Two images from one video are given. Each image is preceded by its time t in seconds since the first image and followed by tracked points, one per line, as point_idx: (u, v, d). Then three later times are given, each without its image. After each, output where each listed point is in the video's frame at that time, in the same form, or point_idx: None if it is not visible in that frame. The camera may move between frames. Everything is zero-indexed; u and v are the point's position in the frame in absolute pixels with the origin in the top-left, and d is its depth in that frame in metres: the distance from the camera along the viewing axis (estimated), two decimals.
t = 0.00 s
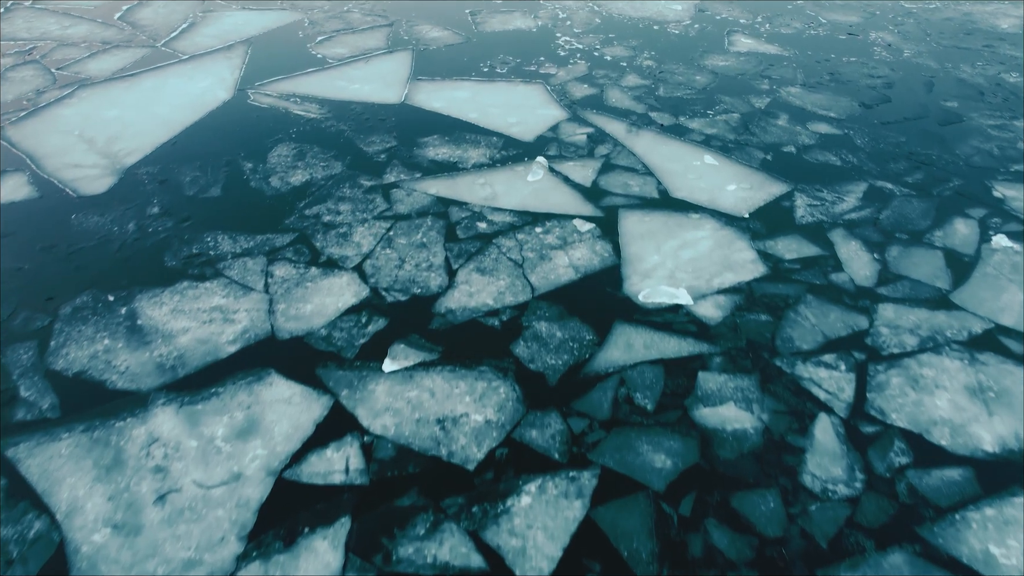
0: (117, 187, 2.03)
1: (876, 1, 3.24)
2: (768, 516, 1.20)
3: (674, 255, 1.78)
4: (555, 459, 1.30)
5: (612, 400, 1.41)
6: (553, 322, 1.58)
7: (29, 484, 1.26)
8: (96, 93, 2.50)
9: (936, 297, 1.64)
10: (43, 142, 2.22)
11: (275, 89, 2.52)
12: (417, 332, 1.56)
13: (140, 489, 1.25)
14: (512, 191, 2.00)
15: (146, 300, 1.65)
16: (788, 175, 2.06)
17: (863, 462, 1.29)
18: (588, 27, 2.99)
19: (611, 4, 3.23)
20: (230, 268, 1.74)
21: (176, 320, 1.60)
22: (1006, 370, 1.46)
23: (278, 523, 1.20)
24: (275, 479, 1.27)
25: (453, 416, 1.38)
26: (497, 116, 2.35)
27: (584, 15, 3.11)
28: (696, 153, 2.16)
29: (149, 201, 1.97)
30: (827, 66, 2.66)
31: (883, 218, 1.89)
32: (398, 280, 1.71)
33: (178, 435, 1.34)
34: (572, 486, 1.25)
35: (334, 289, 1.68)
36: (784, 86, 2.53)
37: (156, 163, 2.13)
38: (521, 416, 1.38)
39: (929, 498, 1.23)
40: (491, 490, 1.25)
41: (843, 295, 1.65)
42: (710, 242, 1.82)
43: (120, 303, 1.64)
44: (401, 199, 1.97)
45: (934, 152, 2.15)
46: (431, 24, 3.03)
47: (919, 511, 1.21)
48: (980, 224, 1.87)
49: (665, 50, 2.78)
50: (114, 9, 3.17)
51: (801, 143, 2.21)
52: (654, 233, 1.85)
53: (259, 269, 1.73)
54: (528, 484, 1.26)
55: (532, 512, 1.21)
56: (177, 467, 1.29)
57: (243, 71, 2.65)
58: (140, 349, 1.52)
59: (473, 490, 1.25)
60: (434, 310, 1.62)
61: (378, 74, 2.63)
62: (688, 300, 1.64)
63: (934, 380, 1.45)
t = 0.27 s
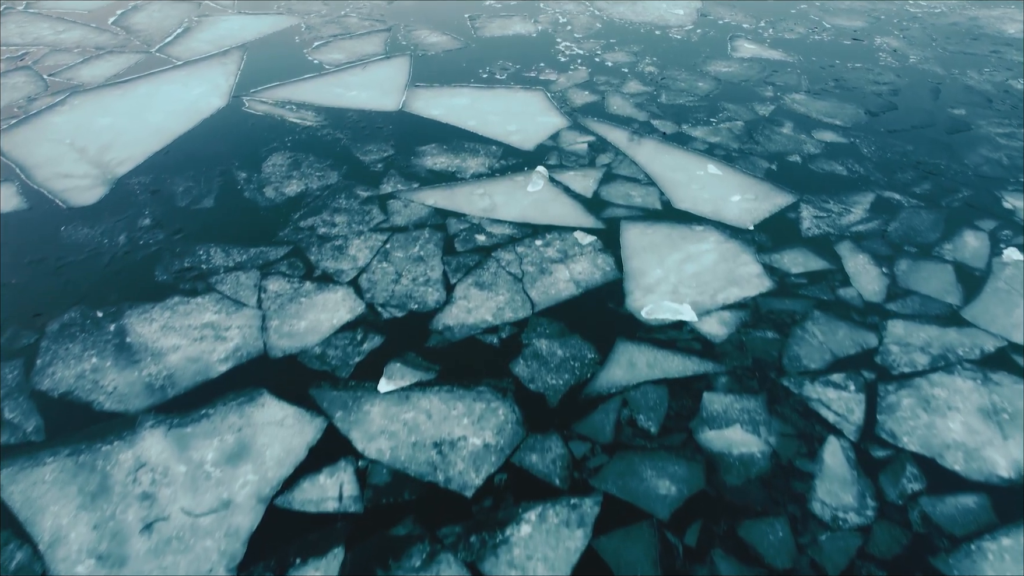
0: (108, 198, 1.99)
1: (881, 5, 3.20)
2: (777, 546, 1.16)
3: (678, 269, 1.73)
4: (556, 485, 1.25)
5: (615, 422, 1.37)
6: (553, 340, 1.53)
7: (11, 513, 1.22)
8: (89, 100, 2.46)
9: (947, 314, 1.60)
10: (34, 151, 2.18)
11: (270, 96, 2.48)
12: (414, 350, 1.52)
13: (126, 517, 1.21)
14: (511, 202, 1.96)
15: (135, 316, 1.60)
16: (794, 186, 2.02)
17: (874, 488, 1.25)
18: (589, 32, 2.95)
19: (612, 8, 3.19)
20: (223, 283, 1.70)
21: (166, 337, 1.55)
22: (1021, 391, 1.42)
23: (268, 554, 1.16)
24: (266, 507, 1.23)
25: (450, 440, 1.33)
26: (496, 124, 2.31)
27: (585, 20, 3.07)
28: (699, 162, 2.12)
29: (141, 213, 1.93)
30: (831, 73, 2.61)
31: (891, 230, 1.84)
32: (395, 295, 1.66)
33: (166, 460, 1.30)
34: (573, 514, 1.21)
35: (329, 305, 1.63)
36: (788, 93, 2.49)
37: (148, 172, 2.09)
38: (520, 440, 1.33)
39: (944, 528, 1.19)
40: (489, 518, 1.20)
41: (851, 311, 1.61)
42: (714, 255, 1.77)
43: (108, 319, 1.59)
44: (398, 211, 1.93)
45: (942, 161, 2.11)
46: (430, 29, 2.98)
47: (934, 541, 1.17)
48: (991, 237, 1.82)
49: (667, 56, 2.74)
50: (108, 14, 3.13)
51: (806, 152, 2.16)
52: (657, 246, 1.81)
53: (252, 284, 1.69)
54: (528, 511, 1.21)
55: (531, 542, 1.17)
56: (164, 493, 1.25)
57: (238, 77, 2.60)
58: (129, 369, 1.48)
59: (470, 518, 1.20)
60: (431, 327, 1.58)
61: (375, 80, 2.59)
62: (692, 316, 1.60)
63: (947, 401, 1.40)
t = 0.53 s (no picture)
0: (100, 207, 1.95)
1: (885, 9, 3.16)
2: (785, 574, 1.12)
3: (681, 282, 1.70)
4: (557, 509, 1.22)
5: (617, 442, 1.33)
6: (554, 356, 1.50)
7: None
8: (82, 106, 2.42)
9: (957, 328, 1.56)
10: (25, 159, 2.14)
11: (266, 102, 2.44)
12: (411, 366, 1.48)
13: (113, 543, 1.17)
14: (511, 212, 1.92)
15: (126, 331, 1.57)
16: (799, 195, 1.98)
17: (885, 512, 1.21)
18: (589, 37, 2.91)
19: (613, 12, 3.15)
20: (215, 296, 1.66)
21: (157, 353, 1.52)
22: None
23: None
24: (258, 532, 1.19)
25: (448, 461, 1.30)
26: (496, 131, 2.27)
27: (585, 24, 3.03)
28: (702, 171, 2.08)
29: (133, 223, 1.89)
30: (836, 78, 2.57)
31: (898, 241, 1.81)
32: (392, 308, 1.63)
33: (156, 482, 1.26)
34: (575, 540, 1.17)
35: (324, 319, 1.60)
36: (792, 99, 2.45)
37: (141, 181, 2.05)
38: (520, 461, 1.30)
39: (957, 554, 1.15)
40: (488, 544, 1.17)
41: (859, 325, 1.57)
42: (717, 267, 1.74)
43: (98, 334, 1.56)
44: (396, 221, 1.89)
45: (949, 170, 2.07)
46: (428, 33, 2.95)
47: (947, 568, 1.13)
48: (1000, 248, 1.79)
49: (669, 61, 2.70)
50: (103, 18, 3.09)
51: (810, 160, 2.13)
52: (660, 257, 1.77)
53: (246, 297, 1.65)
54: (528, 537, 1.18)
55: (531, 569, 1.13)
56: (153, 517, 1.21)
57: (233, 83, 2.57)
58: (118, 386, 1.44)
59: (469, 544, 1.16)
60: (429, 342, 1.54)
61: (373, 86, 2.55)
62: (696, 331, 1.56)
63: (958, 420, 1.37)
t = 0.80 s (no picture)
0: (92, 217, 1.91)
1: (890, 13, 3.12)
2: None
3: (684, 295, 1.66)
4: (557, 534, 1.18)
5: (620, 463, 1.29)
6: (554, 373, 1.46)
7: None
8: (75, 112, 2.38)
9: (967, 344, 1.53)
10: (16, 167, 2.10)
11: (262, 108, 2.41)
12: (408, 383, 1.45)
13: (99, 571, 1.14)
14: (511, 222, 1.89)
15: (116, 346, 1.53)
16: (803, 204, 1.94)
17: (895, 538, 1.17)
18: (590, 41, 2.87)
19: (614, 16, 3.12)
20: (208, 309, 1.62)
21: (148, 369, 1.48)
22: None
23: None
24: (249, 559, 1.15)
25: (445, 483, 1.26)
26: (495, 138, 2.23)
27: (586, 28, 2.99)
28: (705, 179, 2.05)
29: (125, 234, 1.85)
30: (840, 84, 2.54)
31: (906, 253, 1.77)
32: (388, 323, 1.59)
33: (144, 505, 1.23)
34: (576, 567, 1.13)
35: (319, 334, 1.56)
36: (796, 105, 2.41)
37: (134, 190, 2.01)
38: (520, 483, 1.26)
39: None
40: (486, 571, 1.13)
41: (866, 340, 1.53)
42: (721, 279, 1.70)
43: (87, 350, 1.52)
44: (393, 231, 1.86)
45: (956, 178, 2.04)
46: (427, 37, 2.91)
47: None
48: (1010, 259, 1.75)
49: (670, 66, 2.67)
50: (97, 22, 3.05)
51: (815, 168, 2.09)
52: (662, 269, 1.73)
53: (240, 311, 1.62)
54: (528, 563, 1.14)
55: None
56: (141, 543, 1.17)
57: (229, 88, 2.53)
58: (107, 404, 1.41)
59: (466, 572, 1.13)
60: (426, 358, 1.50)
61: (371, 92, 2.52)
62: (700, 347, 1.53)
63: (970, 440, 1.33)
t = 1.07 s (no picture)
0: (82, 229, 1.87)
1: (894, 17, 3.08)
2: None
3: (688, 311, 1.62)
4: (558, 565, 1.14)
5: (623, 489, 1.25)
6: (555, 393, 1.42)
7: None
8: (66, 119, 2.34)
9: (979, 362, 1.49)
10: (5, 177, 2.06)
11: (257, 116, 2.36)
12: (404, 404, 1.40)
13: None
14: (510, 234, 1.85)
15: (103, 365, 1.49)
16: (809, 216, 1.90)
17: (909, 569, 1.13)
18: (591, 46, 2.83)
19: (615, 20, 3.07)
20: (200, 326, 1.58)
21: (136, 389, 1.44)
22: None
23: None
24: None
25: (442, 511, 1.22)
26: (494, 147, 2.19)
27: (586, 32, 2.95)
28: (709, 189, 2.01)
29: (115, 246, 1.81)
30: (845, 90, 2.50)
31: (915, 266, 1.73)
32: (384, 340, 1.55)
33: (130, 534, 1.18)
34: None
35: (313, 352, 1.52)
36: (801, 112, 2.37)
37: (125, 200, 1.97)
38: (519, 511, 1.22)
39: None
40: None
41: (876, 359, 1.49)
42: (726, 294, 1.66)
43: (74, 369, 1.48)
44: (390, 243, 1.81)
45: (965, 188, 2.00)
46: (426, 42, 2.87)
47: None
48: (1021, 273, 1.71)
49: (673, 72, 2.62)
50: (91, 26, 3.01)
51: (821, 178, 2.05)
52: (666, 284, 1.69)
53: (232, 328, 1.58)
54: None
55: None
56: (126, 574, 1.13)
57: (224, 95, 2.49)
58: (94, 426, 1.36)
59: None
60: (423, 377, 1.46)
61: (368, 98, 2.47)
62: (705, 365, 1.48)
63: (984, 465, 1.29)
